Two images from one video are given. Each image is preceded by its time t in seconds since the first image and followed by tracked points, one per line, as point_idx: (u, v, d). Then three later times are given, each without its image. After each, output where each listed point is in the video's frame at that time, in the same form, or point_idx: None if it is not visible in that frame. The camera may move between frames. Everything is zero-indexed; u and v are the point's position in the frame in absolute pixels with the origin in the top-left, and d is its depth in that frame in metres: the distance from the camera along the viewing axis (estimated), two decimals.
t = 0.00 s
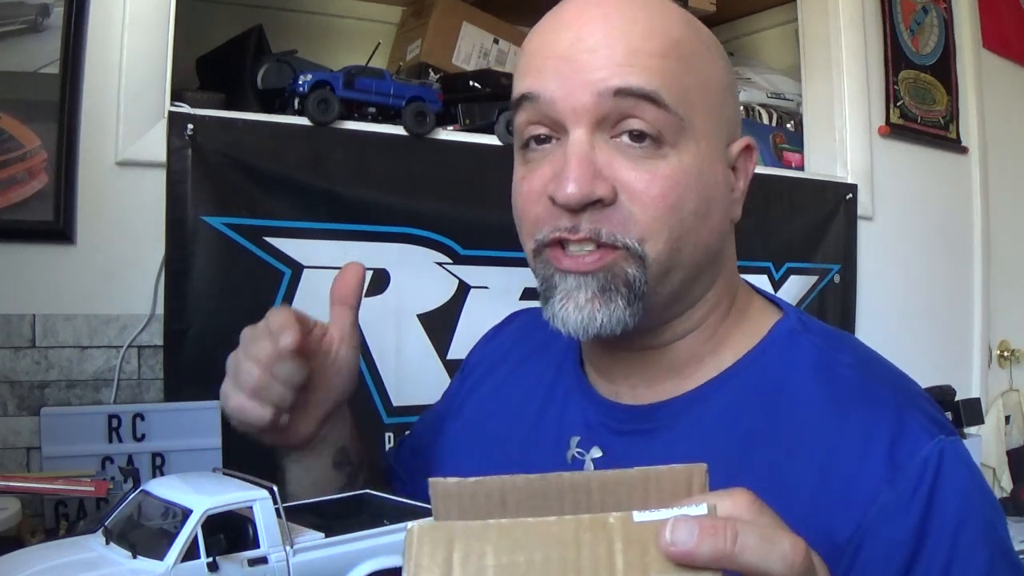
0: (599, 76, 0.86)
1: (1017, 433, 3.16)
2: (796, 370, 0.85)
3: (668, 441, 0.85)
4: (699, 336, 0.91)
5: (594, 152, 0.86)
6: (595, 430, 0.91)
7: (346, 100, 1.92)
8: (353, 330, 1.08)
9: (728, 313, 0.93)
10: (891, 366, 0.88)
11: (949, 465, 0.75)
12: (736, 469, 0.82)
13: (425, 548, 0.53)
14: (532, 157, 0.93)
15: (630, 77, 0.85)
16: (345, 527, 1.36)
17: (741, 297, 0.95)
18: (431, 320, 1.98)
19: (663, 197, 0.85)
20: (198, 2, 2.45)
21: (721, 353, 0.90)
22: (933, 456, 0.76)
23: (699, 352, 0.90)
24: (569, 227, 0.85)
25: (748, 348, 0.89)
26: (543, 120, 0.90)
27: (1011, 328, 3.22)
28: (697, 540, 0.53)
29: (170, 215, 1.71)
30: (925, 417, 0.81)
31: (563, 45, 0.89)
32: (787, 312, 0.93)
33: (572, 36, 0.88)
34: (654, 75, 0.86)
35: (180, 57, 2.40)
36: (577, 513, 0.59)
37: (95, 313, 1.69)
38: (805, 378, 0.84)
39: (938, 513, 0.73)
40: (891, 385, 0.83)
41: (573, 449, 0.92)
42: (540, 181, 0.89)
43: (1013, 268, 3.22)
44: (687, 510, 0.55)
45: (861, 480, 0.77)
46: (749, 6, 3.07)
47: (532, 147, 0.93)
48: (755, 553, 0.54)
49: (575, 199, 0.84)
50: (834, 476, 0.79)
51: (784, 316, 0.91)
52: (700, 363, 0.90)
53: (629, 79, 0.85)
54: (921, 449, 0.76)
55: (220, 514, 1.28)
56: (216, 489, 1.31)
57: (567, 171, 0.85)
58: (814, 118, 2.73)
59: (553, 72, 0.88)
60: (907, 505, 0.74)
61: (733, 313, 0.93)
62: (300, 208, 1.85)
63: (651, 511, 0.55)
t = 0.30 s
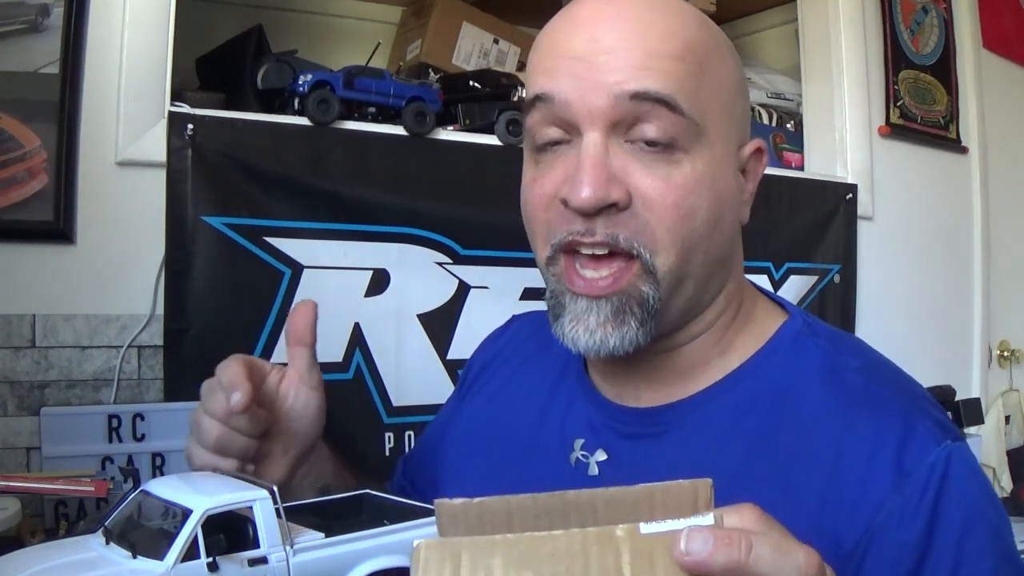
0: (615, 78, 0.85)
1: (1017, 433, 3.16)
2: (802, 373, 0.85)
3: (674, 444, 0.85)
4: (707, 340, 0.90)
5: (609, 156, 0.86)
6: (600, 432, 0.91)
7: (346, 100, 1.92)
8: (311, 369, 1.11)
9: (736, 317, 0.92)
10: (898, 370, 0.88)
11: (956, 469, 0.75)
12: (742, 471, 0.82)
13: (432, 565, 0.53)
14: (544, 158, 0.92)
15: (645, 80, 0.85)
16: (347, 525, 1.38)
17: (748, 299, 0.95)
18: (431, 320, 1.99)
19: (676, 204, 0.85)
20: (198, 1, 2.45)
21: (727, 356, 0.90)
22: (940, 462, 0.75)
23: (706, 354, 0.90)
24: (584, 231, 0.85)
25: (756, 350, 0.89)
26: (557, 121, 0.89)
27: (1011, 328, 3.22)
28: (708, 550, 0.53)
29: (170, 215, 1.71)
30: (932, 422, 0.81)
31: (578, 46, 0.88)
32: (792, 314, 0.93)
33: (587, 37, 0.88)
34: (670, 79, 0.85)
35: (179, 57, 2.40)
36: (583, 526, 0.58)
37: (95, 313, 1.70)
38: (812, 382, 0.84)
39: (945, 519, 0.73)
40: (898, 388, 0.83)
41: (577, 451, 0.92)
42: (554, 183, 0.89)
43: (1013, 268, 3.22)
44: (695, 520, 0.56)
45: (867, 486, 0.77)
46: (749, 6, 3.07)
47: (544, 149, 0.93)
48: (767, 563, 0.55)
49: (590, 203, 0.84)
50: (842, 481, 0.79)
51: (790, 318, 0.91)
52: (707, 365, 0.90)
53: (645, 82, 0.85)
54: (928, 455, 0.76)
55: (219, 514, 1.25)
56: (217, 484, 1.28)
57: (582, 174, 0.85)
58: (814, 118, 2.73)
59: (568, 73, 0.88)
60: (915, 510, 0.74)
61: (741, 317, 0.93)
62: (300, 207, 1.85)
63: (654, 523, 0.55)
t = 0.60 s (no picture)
0: (627, 88, 0.85)
1: (1017, 433, 3.16)
2: (800, 371, 0.85)
3: (670, 444, 0.86)
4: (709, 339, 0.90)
5: (621, 166, 0.86)
6: (597, 432, 0.91)
7: (346, 100, 1.92)
8: (283, 419, 1.21)
9: (737, 318, 0.92)
10: (894, 368, 0.88)
11: (953, 470, 0.75)
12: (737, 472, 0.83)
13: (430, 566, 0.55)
14: (552, 167, 0.92)
15: (657, 91, 0.85)
16: (345, 525, 1.39)
17: (749, 300, 0.95)
18: (431, 320, 1.98)
19: (687, 212, 0.85)
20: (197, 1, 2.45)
21: (727, 358, 0.90)
22: (937, 462, 0.75)
23: (707, 354, 0.90)
24: (596, 244, 0.85)
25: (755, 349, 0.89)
26: (567, 131, 0.89)
27: (1011, 328, 3.22)
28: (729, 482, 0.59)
29: (170, 215, 1.71)
30: (930, 423, 0.81)
31: (586, 54, 0.88)
32: (790, 313, 0.93)
33: (596, 46, 0.88)
34: (680, 89, 0.86)
35: (179, 57, 2.40)
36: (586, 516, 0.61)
37: (95, 313, 1.69)
38: (808, 381, 0.84)
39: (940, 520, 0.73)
40: (895, 389, 0.83)
41: (573, 452, 0.92)
42: (565, 193, 0.89)
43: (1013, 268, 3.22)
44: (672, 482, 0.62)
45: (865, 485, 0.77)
46: (749, 6, 3.07)
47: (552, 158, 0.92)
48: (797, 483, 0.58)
49: (604, 214, 0.83)
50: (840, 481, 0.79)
51: (788, 318, 0.91)
52: (708, 365, 0.90)
53: (657, 92, 0.85)
54: (925, 454, 0.76)
55: (220, 514, 1.25)
56: (218, 484, 1.27)
57: (595, 185, 0.85)
58: (814, 118, 2.73)
59: (578, 82, 0.88)
60: (912, 510, 0.74)
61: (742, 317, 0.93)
62: (300, 208, 1.85)
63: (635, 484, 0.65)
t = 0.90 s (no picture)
0: (621, 90, 0.85)
1: (1017, 433, 3.16)
2: (798, 369, 0.85)
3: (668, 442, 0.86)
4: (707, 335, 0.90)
5: (617, 165, 0.86)
6: (595, 431, 0.91)
7: (345, 100, 1.92)
8: (289, 444, 1.18)
9: (734, 315, 0.92)
10: (891, 366, 0.88)
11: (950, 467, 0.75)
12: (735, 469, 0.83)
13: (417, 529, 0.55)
14: (547, 170, 0.92)
15: (652, 92, 0.85)
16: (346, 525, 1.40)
17: (745, 298, 0.95)
18: (431, 320, 1.98)
19: (685, 208, 0.86)
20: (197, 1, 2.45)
21: (725, 355, 0.90)
22: (931, 457, 0.76)
23: (706, 351, 0.90)
24: (595, 242, 0.85)
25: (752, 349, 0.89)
26: (562, 133, 0.89)
27: (1011, 328, 3.22)
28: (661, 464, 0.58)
29: (170, 215, 1.71)
30: (928, 420, 0.81)
31: (579, 58, 0.88)
32: (787, 312, 0.93)
33: (588, 49, 0.88)
34: (674, 88, 0.85)
35: (179, 57, 2.40)
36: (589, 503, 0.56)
37: (95, 313, 1.70)
38: (806, 380, 0.84)
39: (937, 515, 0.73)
40: (893, 387, 0.83)
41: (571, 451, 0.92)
42: (563, 195, 0.89)
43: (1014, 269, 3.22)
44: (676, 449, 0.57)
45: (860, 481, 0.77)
46: (749, 6, 3.07)
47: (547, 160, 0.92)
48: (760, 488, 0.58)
49: (603, 213, 0.83)
50: (836, 478, 0.79)
51: (785, 316, 0.91)
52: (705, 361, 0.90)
53: (651, 92, 0.85)
54: (921, 450, 0.76)
55: (220, 515, 1.25)
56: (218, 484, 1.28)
57: (592, 184, 0.85)
58: (814, 118, 2.73)
59: (572, 85, 0.87)
60: (908, 506, 0.74)
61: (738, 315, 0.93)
62: (299, 208, 1.85)
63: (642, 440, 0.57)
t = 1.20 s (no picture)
0: (626, 76, 0.85)
1: (1017, 433, 3.16)
2: (804, 371, 0.84)
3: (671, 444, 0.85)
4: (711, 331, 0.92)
5: (620, 148, 0.86)
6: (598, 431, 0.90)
7: (346, 100, 1.92)
8: (293, 432, 1.20)
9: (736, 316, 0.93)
10: (895, 368, 0.88)
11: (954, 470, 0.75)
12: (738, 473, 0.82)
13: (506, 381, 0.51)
14: (550, 154, 0.92)
15: (656, 76, 0.85)
16: (345, 525, 1.40)
17: (750, 297, 0.95)
18: (431, 320, 1.98)
19: (686, 194, 0.85)
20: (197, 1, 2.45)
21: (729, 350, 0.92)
22: (937, 459, 0.76)
23: (711, 347, 0.92)
24: (595, 223, 0.85)
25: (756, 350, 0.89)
26: (566, 117, 0.89)
27: (1011, 328, 3.22)
28: (709, 501, 0.45)
29: (170, 215, 1.71)
30: (932, 421, 0.80)
31: (585, 43, 0.88)
32: (791, 314, 0.93)
33: (596, 35, 0.88)
34: (679, 75, 0.85)
35: (179, 57, 2.40)
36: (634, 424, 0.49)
37: (95, 313, 1.70)
38: (811, 381, 0.83)
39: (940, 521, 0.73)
40: (896, 388, 0.83)
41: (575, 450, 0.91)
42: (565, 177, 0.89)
43: (1014, 269, 3.22)
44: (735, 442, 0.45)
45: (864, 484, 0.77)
46: (749, 6, 3.07)
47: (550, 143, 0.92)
48: (811, 471, 0.48)
49: (602, 196, 0.84)
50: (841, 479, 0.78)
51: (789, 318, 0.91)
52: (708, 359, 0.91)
53: (655, 78, 0.85)
54: (925, 453, 0.77)
55: (219, 515, 1.25)
56: (218, 484, 1.27)
57: (594, 167, 0.85)
58: (814, 118, 2.73)
59: (578, 70, 0.87)
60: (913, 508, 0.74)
61: (740, 312, 0.93)
62: (299, 208, 1.85)
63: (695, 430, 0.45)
